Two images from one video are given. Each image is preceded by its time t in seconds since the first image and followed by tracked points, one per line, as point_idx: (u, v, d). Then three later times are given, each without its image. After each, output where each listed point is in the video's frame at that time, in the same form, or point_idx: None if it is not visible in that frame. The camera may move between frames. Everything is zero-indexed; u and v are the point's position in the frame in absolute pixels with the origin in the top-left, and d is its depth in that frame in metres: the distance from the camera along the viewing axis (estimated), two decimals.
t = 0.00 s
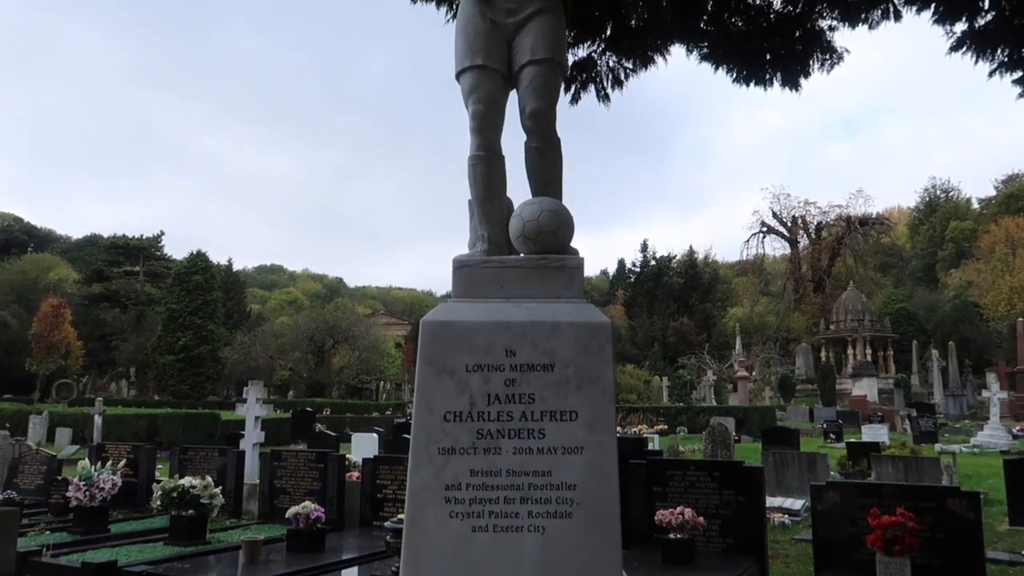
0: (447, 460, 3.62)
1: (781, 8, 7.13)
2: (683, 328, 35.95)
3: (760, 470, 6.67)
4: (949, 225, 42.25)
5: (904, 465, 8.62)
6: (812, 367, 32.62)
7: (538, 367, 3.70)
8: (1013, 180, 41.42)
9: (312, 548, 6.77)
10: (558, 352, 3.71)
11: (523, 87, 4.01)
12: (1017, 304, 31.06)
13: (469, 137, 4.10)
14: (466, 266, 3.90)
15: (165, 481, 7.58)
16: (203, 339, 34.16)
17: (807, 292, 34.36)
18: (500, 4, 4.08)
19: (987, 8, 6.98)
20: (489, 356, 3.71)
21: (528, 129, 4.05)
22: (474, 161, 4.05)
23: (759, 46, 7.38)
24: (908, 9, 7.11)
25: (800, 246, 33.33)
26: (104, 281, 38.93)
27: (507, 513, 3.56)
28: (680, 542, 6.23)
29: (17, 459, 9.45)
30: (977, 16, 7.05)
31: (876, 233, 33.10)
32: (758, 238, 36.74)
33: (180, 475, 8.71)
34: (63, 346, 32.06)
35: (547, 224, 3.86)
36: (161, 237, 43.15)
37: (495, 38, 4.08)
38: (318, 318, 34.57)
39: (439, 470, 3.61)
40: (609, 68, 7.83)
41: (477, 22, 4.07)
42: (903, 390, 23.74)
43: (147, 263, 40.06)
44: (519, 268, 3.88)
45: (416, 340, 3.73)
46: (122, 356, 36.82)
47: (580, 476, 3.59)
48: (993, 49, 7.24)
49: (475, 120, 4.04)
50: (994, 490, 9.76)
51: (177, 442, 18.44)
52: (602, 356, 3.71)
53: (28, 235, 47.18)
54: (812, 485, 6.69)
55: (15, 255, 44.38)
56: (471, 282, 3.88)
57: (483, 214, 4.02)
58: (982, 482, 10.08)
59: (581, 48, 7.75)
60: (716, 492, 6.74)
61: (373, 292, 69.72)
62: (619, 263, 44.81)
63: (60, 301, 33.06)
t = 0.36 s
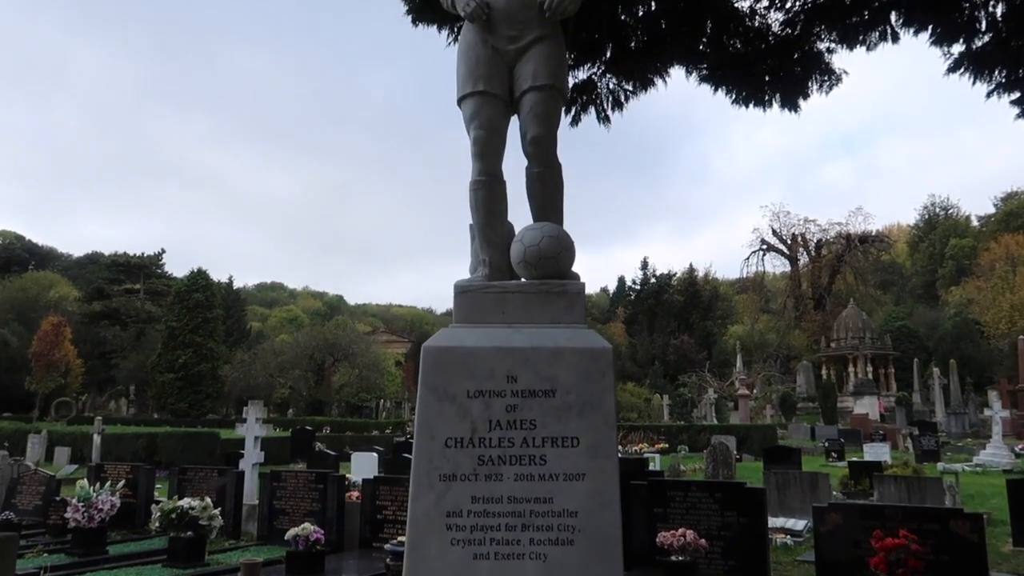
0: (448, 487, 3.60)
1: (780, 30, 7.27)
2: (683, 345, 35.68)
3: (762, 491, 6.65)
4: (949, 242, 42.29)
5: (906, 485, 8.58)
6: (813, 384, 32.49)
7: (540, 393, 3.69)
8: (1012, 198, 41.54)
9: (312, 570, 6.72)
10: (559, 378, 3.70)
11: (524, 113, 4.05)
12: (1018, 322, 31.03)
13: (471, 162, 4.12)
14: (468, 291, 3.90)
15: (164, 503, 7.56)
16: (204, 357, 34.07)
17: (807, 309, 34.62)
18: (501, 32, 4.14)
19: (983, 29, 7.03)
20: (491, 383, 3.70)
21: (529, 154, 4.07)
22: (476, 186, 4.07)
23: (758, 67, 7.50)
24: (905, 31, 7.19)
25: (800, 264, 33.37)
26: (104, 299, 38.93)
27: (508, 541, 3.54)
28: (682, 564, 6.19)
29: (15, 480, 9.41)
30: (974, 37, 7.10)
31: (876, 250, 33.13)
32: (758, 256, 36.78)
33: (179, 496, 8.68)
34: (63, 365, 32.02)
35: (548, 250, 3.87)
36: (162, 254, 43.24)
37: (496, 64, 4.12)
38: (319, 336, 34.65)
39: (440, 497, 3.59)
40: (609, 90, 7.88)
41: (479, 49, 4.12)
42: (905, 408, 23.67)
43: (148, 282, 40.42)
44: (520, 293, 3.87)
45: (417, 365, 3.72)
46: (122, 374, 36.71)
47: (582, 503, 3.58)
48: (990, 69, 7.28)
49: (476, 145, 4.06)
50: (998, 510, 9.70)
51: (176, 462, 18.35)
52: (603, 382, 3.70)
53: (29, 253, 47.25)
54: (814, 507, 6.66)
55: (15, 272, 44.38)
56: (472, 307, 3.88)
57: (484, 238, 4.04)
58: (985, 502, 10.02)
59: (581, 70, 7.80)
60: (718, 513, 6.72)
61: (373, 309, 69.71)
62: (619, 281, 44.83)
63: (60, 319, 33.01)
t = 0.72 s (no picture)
0: (454, 512, 3.59)
1: (783, 51, 7.34)
2: (688, 364, 35.95)
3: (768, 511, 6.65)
4: (952, 259, 42.23)
5: (913, 504, 8.52)
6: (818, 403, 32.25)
7: (546, 419, 3.68)
8: (1015, 215, 41.51)
9: None
10: (565, 403, 3.69)
11: (529, 138, 4.08)
12: None
13: (476, 187, 4.14)
14: (473, 315, 3.92)
15: (168, 523, 7.54)
16: (207, 375, 34.00)
17: (811, 326, 34.47)
18: (506, 58, 4.18)
19: (985, 49, 7.05)
20: (496, 408, 3.69)
21: (534, 179, 4.10)
22: (481, 211, 4.08)
23: (760, 88, 7.57)
24: (907, 52, 7.23)
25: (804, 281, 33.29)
26: (108, 318, 38.97)
27: (514, 568, 3.51)
28: None
29: (19, 500, 9.39)
30: (976, 58, 7.12)
31: (879, 267, 33.05)
32: (762, 274, 36.78)
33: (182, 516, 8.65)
34: (66, 383, 32.03)
35: (554, 273, 3.88)
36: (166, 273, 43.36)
37: (501, 90, 4.16)
38: (321, 354, 35.04)
39: (445, 522, 3.58)
40: (612, 112, 7.93)
41: (484, 75, 4.16)
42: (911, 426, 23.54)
43: (152, 300, 40.49)
44: (525, 318, 3.88)
45: (424, 390, 3.72)
46: (125, 392, 36.68)
47: (587, 529, 3.56)
48: (992, 89, 7.30)
49: (482, 170, 4.08)
50: (1006, 530, 9.63)
51: (180, 483, 18.29)
52: (609, 407, 3.70)
53: (34, 271, 47.38)
54: (821, 529, 6.62)
55: (20, 291, 44.51)
56: (478, 332, 3.89)
57: (489, 262, 4.05)
58: (992, 522, 9.95)
59: (584, 92, 7.86)
60: (724, 534, 6.73)
61: (376, 327, 69.66)
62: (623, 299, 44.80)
63: (64, 338, 33.19)
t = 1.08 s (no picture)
0: (457, 541, 3.55)
1: (783, 74, 7.40)
2: (691, 383, 35.86)
3: (773, 534, 6.61)
4: (955, 278, 42.16)
5: (918, 526, 8.46)
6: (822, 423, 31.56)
7: (549, 445, 3.67)
8: (1017, 233, 41.53)
9: None
10: (568, 430, 3.68)
11: (532, 164, 4.11)
12: None
13: (480, 212, 4.15)
14: (476, 341, 3.91)
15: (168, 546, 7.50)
16: (209, 396, 33.88)
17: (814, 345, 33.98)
18: (510, 84, 4.21)
19: (985, 71, 7.11)
20: (500, 435, 3.68)
21: (537, 205, 4.11)
22: (484, 236, 4.09)
23: (761, 109, 7.63)
24: (907, 73, 7.29)
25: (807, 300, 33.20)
26: (111, 337, 38.98)
27: None
28: None
29: (19, 523, 9.34)
30: (976, 79, 7.18)
31: (882, 286, 32.97)
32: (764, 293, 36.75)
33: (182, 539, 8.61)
34: (69, 404, 31.95)
35: (557, 299, 3.88)
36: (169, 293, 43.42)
37: (505, 116, 4.19)
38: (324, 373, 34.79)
39: (449, 550, 3.54)
40: (615, 134, 7.97)
41: (488, 102, 4.19)
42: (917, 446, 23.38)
43: (155, 320, 40.53)
44: (528, 344, 3.88)
45: (427, 417, 3.71)
46: (127, 412, 36.60)
47: (592, 557, 3.52)
48: (993, 110, 7.34)
49: (485, 197, 4.10)
50: (1014, 552, 9.53)
51: (181, 505, 18.19)
52: (613, 434, 3.68)
53: (38, 291, 47.49)
54: (826, 552, 6.57)
55: (24, 311, 44.57)
56: (481, 358, 3.88)
57: (493, 287, 4.06)
58: (1000, 544, 9.85)
59: (586, 115, 7.89)
60: (729, 558, 6.67)
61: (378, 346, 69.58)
62: (625, 318, 44.75)
63: (66, 358, 33.26)
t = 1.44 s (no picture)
0: None
1: (783, 101, 7.46)
2: (693, 408, 35.50)
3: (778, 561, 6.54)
4: (956, 301, 42.15)
5: (925, 552, 8.37)
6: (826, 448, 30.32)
7: (551, 479, 3.64)
8: (1018, 257, 41.60)
9: None
10: (570, 463, 3.66)
11: (534, 194, 4.13)
12: None
13: (481, 242, 4.17)
14: (477, 373, 3.90)
15: None
16: (209, 421, 33.70)
17: (817, 369, 33.79)
18: (511, 116, 4.25)
19: (982, 97, 7.16)
20: (502, 468, 3.65)
21: (539, 236, 4.13)
22: (486, 266, 4.10)
23: (761, 136, 7.68)
24: (905, 100, 7.36)
25: (808, 323, 33.13)
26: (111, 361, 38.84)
27: None
28: None
29: (16, 552, 9.25)
30: (974, 105, 7.24)
31: (883, 309, 32.87)
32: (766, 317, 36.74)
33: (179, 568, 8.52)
34: (68, 430, 31.89)
35: (558, 330, 3.87)
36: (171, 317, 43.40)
37: (506, 147, 4.22)
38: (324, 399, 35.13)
39: None
40: (616, 161, 8.01)
41: (490, 133, 4.22)
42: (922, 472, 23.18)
43: (156, 344, 40.47)
44: (530, 375, 3.87)
45: (428, 449, 3.69)
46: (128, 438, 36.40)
47: None
48: (992, 136, 7.37)
49: (486, 227, 4.11)
50: None
51: (181, 534, 18.03)
52: (615, 467, 3.66)
53: (40, 316, 47.53)
54: None
55: (25, 336, 44.57)
56: (482, 390, 3.87)
57: (495, 318, 4.06)
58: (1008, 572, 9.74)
59: (587, 142, 7.93)
60: None
61: (380, 370, 69.35)
62: (626, 342, 44.65)
63: (67, 384, 33.24)
